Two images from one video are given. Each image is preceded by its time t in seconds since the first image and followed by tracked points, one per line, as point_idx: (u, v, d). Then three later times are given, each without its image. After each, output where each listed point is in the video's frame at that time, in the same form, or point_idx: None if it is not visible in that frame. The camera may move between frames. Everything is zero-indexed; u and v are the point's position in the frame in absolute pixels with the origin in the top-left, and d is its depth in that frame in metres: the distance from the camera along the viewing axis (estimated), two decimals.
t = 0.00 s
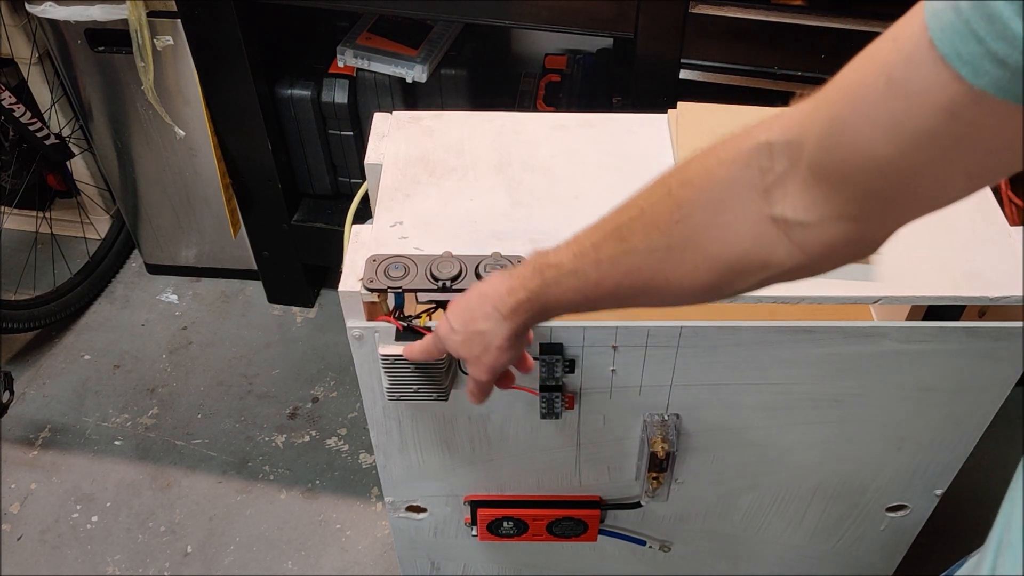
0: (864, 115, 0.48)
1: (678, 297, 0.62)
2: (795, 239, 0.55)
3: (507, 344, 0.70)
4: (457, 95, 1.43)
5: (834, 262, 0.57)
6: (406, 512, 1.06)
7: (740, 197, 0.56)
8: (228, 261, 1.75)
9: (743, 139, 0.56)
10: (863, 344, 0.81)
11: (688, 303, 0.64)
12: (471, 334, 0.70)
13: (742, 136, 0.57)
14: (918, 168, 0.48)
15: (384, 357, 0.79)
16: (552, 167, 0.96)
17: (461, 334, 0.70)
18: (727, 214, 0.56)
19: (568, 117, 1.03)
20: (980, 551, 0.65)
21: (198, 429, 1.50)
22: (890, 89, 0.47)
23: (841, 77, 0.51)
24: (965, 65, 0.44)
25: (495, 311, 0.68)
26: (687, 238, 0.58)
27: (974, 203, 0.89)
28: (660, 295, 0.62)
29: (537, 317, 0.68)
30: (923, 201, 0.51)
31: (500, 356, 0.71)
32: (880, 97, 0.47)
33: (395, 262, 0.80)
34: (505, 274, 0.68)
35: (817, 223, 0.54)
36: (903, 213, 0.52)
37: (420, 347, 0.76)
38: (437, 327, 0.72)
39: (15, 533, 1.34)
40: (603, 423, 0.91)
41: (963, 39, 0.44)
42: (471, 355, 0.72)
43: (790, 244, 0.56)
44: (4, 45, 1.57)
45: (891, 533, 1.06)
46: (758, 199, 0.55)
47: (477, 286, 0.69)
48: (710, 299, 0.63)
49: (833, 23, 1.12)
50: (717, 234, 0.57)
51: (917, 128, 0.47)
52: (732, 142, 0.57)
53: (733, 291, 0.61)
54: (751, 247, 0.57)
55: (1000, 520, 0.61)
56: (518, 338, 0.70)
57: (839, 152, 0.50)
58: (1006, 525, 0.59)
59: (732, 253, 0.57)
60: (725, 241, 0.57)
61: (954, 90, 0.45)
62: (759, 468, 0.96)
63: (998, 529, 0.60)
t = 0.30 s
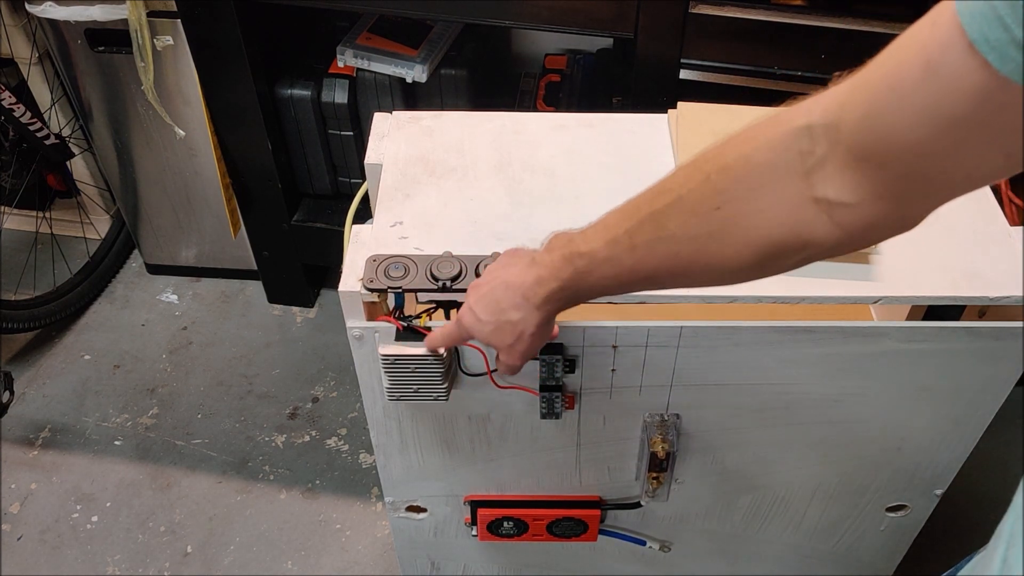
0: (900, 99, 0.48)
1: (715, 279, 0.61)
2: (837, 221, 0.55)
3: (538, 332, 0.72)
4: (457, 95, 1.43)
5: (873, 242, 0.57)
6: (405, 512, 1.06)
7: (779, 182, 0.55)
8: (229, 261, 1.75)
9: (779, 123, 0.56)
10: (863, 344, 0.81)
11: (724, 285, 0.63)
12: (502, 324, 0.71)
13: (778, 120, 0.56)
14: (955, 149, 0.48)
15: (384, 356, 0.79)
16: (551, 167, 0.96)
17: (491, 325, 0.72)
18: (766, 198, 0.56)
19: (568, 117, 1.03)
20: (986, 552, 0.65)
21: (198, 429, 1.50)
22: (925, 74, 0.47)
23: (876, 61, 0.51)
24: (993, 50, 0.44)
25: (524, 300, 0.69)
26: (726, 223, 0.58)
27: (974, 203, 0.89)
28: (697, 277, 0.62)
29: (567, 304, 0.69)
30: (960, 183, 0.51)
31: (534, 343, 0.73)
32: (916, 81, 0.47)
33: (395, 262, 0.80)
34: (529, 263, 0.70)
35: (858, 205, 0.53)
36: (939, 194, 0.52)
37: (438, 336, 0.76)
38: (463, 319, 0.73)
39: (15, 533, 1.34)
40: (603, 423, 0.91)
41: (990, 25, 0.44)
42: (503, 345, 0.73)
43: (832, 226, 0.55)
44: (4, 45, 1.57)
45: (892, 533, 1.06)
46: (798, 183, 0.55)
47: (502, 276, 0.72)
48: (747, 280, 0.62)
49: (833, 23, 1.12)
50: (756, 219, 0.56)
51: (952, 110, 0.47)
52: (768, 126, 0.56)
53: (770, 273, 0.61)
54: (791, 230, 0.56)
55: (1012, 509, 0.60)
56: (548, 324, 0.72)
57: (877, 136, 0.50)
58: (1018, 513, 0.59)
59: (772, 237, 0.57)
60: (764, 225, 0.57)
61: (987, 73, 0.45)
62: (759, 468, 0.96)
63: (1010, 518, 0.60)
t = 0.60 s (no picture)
0: (915, 85, 0.48)
1: (727, 262, 0.62)
2: (849, 206, 0.55)
3: (539, 312, 0.72)
4: (457, 95, 1.43)
5: (887, 227, 0.57)
6: (406, 513, 1.06)
7: (792, 166, 0.55)
8: (228, 261, 1.75)
9: (795, 108, 0.56)
10: (863, 344, 0.81)
11: (736, 269, 0.64)
12: (503, 301, 0.73)
13: (794, 105, 0.56)
14: (969, 136, 0.48)
15: (384, 356, 0.79)
16: (551, 167, 0.96)
17: (492, 301, 0.73)
18: (779, 182, 0.56)
19: (568, 117, 1.03)
20: (989, 550, 0.65)
21: (198, 429, 1.50)
22: (940, 60, 0.47)
23: (893, 48, 0.51)
24: (1007, 38, 0.44)
25: (528, 279, 0.70)
26: (738, 206, 0.58)
27: (974, 203, 0.89)
28: (708, 259, 0.62)
29: (571, 286, 0.70)
30: (973, 170, 0.50)
31: (533, 323, 0.74)
32: (932, 67, 0.47)
33: (396, 262, 0.80)
34: (536, 242, 0.71)
35: (871, 191, 0.53)
36: (952, 181, 0.52)
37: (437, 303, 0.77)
38: (465, 293, 0.74)
39: (15, 533, 1.34)
40: (603, 423, 0.91)
41: (1005, 13, 0.44)
42: (502, 321, 0.74)
43: (844, 211, 0.55)
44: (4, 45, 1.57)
45: (892, 533, 1.06)
46: (812, 167, 0.55)
47: (508, 254, 0.73)
48: (759, 264, 0.63)
49: (833, 23, 1.12)
50: (769, 202, 0.57)
51: (966, 96, 0.47)
52: (784, 111, 0.57)
53: (783, 257, 0.61)
54: (803, 214, 0.56)
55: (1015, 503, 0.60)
56: (550, 306, 0.73)
57: (890, 122, 0.50)
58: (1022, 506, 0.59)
59: (784, 221, 0.57)
60: (776, 209, 0.57)
61: (1002, 60, 0.45)
62: (760, 468, 0.96)
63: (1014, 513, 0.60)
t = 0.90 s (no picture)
0: (916, 86, 0.48)
1: (728, 264, 0.62)
2: (850, 209, 0.55)
3: (540, 316, 0.73)
4: (457, 96, 1.43)
5: (888, 229, 0.57)
6: (406, 512, 1.06)
7: (793, 168, 0.55)
8: (228, 261, 1.75)
9: (796, 109, 0.56)
10: (863, 343, 0.81)
11: (737, 271, 0.64)
12: (503, 305, 0.73)
13: (795, 107, 0.56)
14: (970, 138, 0.48)
15: (384, 356, 0.79)
16: (551, 167, 0.96)
17: (492, 305, 0.73)
18: (780, 184, 0.56)
19: (568, 117, 1.03)
20: (990, 546, 0.66)
21: (198, 429, 1.50)
22: (942, 62, 0.47)
23: (895, 49, 0.51)
24: (1011, 39, 0.44)
25: (528, 283, 0.70)
26: (739, 209, 0.58)
27: (975, 204, 0.89)
28: (708, 262, 0.62)
29: (571, 289, 0.70)
30: (975, 172, 0.50)
31: (533, 327, 0.74)
32: (933, 68, 0.47)
33: (396, 262, 0.80)
34: (535, 247, 0.71)
35: (872, 193, 0.53)
36: (954, 184, 0.52)
37: (437, 312, 0.77)
38: (465, 299, 0.74)
39: (15, 533, 1.34)
40: (603, 423, 0.91)
41: (1008, 14, 0.44)
42: (503, 326, 0.74)
43: (845, 213, 0.55)
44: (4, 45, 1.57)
45: (892, 533, 1.06)
46: (812, 169, 0.55)
47: (507, 259, 0.73)
48: (760, 267, 0.63)
49: (833, 23, 1.11)
50: (769, 205, 0.57)
51: (968, 97, 0.47)
52: (784, 113, 0.57)
53: (784, 259, 0.61)
54: (804, 216, 0.56)
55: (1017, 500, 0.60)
56: (550, 310, 0.73)
57: (891, 123, 0.50)
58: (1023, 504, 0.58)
59: (784, 223, 0.57)
60: (776, 211, 0.57)
61: (1005, 61, 0.45)
62: (760, 468, 0.96)
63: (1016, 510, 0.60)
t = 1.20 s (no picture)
0: (914, 88, 0.48)
1: (726, 266, 0.62)
2: (847, 210, 0.55)
3: (539, 317, 0.72)
4: (457, 96, 1.42)
5: (886, 231, 0.57)
6: (406, 513, 1.06)
7: (791, 170, 0.56)
8: (228, 261, 1.75)
9: (794, 111, 0.56)
10: (863, 344, 0.81)
11: (735, 273, 0.64)
12: (503, 305, 0.72)
13: (793, 109, 0.56)
14: (967, 140, 0.48)
15: (384, 356, 0.78)
16: (551, 167, 0.96)
17: (492, 305, 0.72)
18: (778, 186, 0.56)
19: (568, 117, 1.03)
20: (988, 544, 0.65)
21: (198, 429, 1.50)
22: (939, 63, 0.47)
23: (893, 50, 0.51)
24: (1008, 38, 0.44)
25: (528, 283, 0.70)
26: (737, 211, 0.58)
27: (975, 204, 0.89)
28: (706, 264, 0.62)
29: (571, 289, 0.70)
30: (973, 175, 0.50)
31: (532, 328, 0.73)
32: (931, 70, 0.47)
33: (396, 262, 0.80)
34: (536, 248, 0.71)
35: (870, 195, 0.53)
36: (952, 186, 0.52)
37: (442, 312, 0.77)
38: (466, 299, 0.74)
39: (15, 533, 1.34)
40: (603, 423, 0.91)
41: (1006, 13, 0.43)
42: (502, 326, 0.74)
43: (842, 214, 0.55)
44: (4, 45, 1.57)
45: (892, 533, 1.06)
46: (810, 171, 0.55)
47: (508, 259, 0.73)
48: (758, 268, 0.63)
49: (833, 22, 1.11)
50: (767, 206, 0.57)
51: (966, 99, 0.47)
52: (783, 114, 0.57)
53: (782, 261, 0.61)
54: (801, 218, 0.56)
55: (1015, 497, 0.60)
56: (550, 311, 0.72)
57: (889, 124, 0.50)
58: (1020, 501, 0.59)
59: (782, 225, 0.57)
60: (774, 213, 0.57)
61: (1002, 63, 0.45)
62: (760, 468, 0.96)
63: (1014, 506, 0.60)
